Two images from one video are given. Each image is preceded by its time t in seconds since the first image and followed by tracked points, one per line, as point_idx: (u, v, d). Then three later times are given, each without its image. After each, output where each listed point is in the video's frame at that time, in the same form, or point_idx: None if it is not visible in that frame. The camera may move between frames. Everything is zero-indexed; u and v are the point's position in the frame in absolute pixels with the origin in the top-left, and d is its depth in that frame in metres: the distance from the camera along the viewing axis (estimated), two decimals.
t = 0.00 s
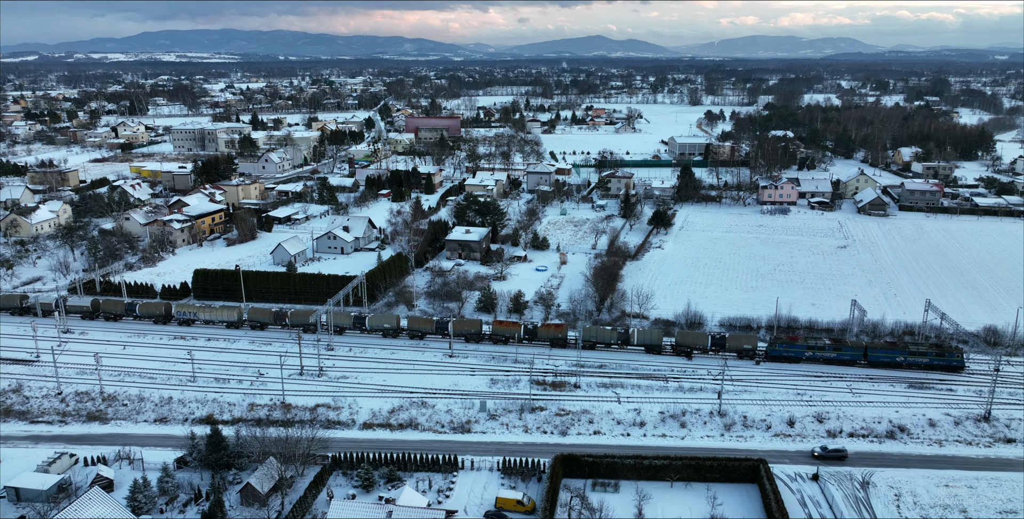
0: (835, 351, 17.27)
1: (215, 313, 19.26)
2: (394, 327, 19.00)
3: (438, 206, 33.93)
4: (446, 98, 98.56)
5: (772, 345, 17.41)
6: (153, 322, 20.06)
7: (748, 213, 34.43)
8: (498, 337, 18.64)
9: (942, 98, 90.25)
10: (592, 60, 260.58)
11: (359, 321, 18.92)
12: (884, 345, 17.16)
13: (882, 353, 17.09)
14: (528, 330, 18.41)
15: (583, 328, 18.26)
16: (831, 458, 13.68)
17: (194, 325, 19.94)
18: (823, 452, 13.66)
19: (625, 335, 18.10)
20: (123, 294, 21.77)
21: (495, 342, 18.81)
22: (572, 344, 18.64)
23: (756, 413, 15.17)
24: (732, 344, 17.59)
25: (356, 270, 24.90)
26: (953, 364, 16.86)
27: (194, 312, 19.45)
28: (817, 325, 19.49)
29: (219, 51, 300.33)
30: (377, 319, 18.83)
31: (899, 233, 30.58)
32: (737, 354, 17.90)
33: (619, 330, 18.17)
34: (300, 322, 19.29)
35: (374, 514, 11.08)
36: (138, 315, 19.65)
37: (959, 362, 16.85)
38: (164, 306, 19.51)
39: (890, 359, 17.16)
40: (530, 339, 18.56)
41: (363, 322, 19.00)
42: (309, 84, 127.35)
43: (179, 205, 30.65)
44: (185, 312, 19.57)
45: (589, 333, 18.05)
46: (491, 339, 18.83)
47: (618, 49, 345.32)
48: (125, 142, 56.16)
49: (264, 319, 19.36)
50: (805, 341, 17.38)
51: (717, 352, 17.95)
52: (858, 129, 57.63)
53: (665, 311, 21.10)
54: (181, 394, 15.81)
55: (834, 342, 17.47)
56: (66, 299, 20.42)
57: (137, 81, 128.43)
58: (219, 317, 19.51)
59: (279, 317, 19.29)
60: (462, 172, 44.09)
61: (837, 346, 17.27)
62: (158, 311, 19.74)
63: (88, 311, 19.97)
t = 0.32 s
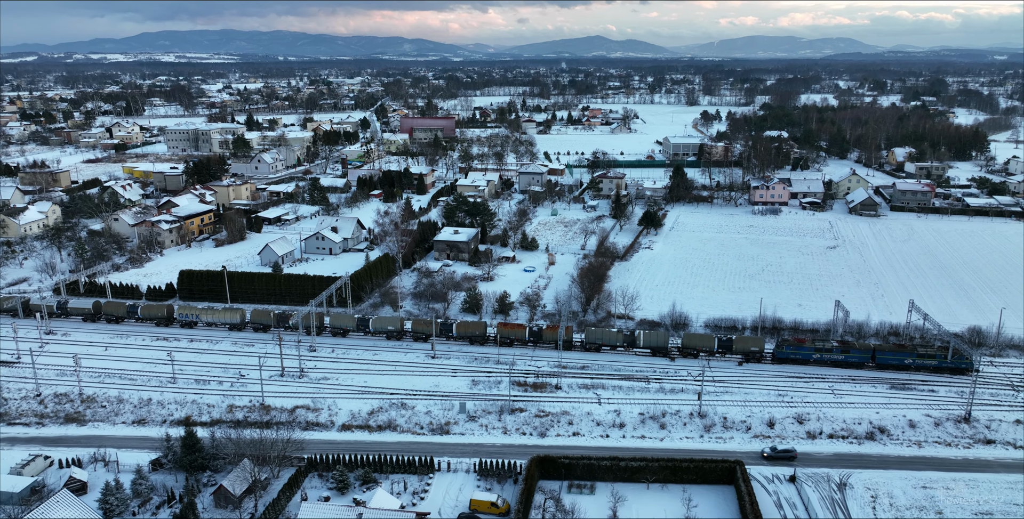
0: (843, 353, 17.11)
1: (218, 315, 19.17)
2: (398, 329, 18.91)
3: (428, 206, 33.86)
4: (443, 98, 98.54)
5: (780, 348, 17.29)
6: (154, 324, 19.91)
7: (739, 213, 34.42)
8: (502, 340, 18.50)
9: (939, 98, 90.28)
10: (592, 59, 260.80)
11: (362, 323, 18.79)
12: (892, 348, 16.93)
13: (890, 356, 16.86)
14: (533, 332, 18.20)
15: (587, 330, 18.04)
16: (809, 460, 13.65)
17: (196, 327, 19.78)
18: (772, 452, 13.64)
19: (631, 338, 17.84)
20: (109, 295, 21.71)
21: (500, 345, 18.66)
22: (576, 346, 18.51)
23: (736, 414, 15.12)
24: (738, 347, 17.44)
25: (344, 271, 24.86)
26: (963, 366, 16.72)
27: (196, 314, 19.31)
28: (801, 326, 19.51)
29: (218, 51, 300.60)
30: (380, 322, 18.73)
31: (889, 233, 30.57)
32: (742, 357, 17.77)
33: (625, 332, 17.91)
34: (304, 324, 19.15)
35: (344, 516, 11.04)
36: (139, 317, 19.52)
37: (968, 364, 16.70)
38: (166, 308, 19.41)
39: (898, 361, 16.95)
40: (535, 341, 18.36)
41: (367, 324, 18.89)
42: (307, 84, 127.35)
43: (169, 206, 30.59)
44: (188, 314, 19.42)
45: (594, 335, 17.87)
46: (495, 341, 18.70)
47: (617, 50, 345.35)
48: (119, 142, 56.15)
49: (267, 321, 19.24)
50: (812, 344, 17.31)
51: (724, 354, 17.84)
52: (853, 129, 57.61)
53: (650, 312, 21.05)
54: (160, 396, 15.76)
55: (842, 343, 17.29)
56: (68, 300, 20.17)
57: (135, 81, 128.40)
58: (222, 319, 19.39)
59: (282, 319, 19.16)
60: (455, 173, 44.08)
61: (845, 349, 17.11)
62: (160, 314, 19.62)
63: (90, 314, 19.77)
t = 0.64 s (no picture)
0: (852, 355, 16.93)
1: (221, 317, 19.07)
2: (403, 331, 18.85)
3: (418, 207, 33.75)
4: (440, 98, 98.46)
5: (787, 350, 17.21)
6: (156, 326, 19.82)
7: (730, 214, 34.40)
8: (508, 341, 18.31)
9: (936, 98, 90.28)
10: (592, 60, 260.81)
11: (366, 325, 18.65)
12: (900, 350, 16.86)
13: (899, 358, 16.77)
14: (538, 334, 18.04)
15: (593, 331, 17.89)
16: (788, 461, 13.60)
17: (199, 329, 19.66)
18: (721, 453, 13.61)
19: (638, 340, 17.78)
20: (93, 295, 21.65)
21: (505, 346, 18.48)
22: (581, 349, 18.36)
23: (716, 415, 15.07)
24: (746, 349, 17.29)
25: (331, 271, 24.78)
26: (972, 368, 16.40)
27: (199, 316, 19.20)
28: (786, 326, 19.51)
29: (218, 51, 300.68)
30: (384, 323, 18.57)
31: (880, 234, 30.53)
32: (750, 359, 17.66)
33: (632, 334, 17.82)
34: (308, 326, 19.03)
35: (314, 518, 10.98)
36: (142, 319, 19.46)
37: (977, 367, 16.41)
38: (168, 310, 19.29)
39: (907, 364, 16.85)
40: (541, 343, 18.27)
41: (370, 326, 18.76)
42: (305, 84, 127.18)
43: (158, 207, 30.52)
44: (191, 316, 19.32)
45: (600, 337, 17.72)
46: (500, 343, 18.53)
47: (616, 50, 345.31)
48: (113, 143, 56.08)
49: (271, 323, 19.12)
50: (820, 345, 17.18)
51: (731, 357, 17.71)
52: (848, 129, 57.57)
53: (635, 312, 21.02)
54: (140, 397, 15.71)
55: (850, 345, 17.15)
56: (68, 302, 20.07)
57: (133, 82, 128.29)
58: (225, 321, 19.30)
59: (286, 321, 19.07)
60: (448, 173, 44.05)
61: (853, 351, 16.93)
62: (163, 315, 19.54)
63: (92, 315, 19.66)
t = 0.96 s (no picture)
0: (859, 358, 16.85)
1: (224, 319, 18.98)
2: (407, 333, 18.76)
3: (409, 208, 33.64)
4: (436, 98, 98.34)
5: (795, 352, 17.13)
6: (158, 328, 19.66)
7: (721, 214, 34.34)
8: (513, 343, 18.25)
9: (933, 98, 90.20)
10: (592, 60, 261.11)
11: (370, 327, 18.55)
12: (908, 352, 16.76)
13: (907, 361, 16.71)
14: (543, 336, 18.01)
15: (599, 334, 17.83)
16: (765, 462, 13.57)
17: (201, 331, 19.57)
18: (669, 454, 13.36)
19: (644, 342, 17.65)
20: (77, 295, 21.66)
21: (510, 349, 18.47)
22: (587, 351, 18.28)
23: (695, 416, 15.05)
24: (752, 351, 17.19)
25: (318, 271, 24.71)
26: (981, 370, 16.45)
27: (202, 318, 19.09)
28: (771, 327, 19.50)
29: (217, 51, 300.88)
30: (388, 325, 18.48)
31: (870, 234, 30.52)
32: (757, 360, 17.53)
33: (638, 336, 17.69)
34: (311, 327, 18.91)
35: None
36: (144, 321, 19.30)
37: (986, 368, 16.45)
38: (171, 312, 19.16)
39: (916, 366, 16.77)
40: (546, 345, 18.11)
41: (374, 328, 18.64)
42: (302, 85, 126.98)
43: (148, 207, 30.47)
44: (194, 318, 19.22)
45: (606, 339, 17.64)
46: (506, 345, 18.45)
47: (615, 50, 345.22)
48: (107, 143, 55.96)
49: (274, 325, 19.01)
50: (827, 348, 17.05)
51: (737, 358, 17.56)
52: (842, 129, 57.54)
53: (620, 313, 20.97)
54: (119, 398, 15.67)
55: (858, 348, 17.05)
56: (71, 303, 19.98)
57: (130, 82, 128.01)
58: (228, 323, 19.18)
59: (289, 323, 18.92)
60: (441, 173, 44.00)
61: (861, 353, 16.83)
62: (165, 317, 19.39)
63: (94, 317, 19.53)
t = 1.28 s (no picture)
0: (867, 360, 16.80)
1: (227, 321, 18.87)
2: (411, 335, 18.61)
3: (399, 208, 33.56)
4: (433, 98, 98.30)
5: (802, 355, 16.95)
6: (161, 330, 19.60)
7: (712, 215, 34.31)
8: (518, 346, 18.11)
9: (930, 98, 90.24)
10: (592, 60, 261.25)
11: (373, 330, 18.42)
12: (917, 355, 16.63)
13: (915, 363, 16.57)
14: (549, 339, 17.88)
15: (605, 336, 17.71)
16: (743, 464, 13.53)
17: (204, 332, 19.56)
18: (618, 454, 13.35)
19: (650, 345, 17.56)
20: (61, 296, 21.63)
21: (514, 352, 18.27)
22: (593, 354, 18.12)
23: (675, 417, 15.02)
24: (759, 354, 17.07)
25: (306, 272, 24.66)
26: (989, 373, 16.39)
27: (204, 320, 19.08)
28: (756, 328, 19.46)
29: (216, 52, 301.04)
30: (393, 328, 18.41)
31: (860, 235, 30.50)
32: (763, 363, 17.43)
33: (644, 339, 17.62)
34: (314, 330, 18.80)
35: None
36: (147, 323, 19.25)
37: (995, 371, 16.40)
38: (173, 314, 19.10)
39: (924, 369, 16.62)
40: (551, 347, 18.03)
41: (378, 331, 18.50)
42: (299, 86, 126.82)
43: (137, 208, 30.45)
44: (196, 320, 19.18)
45: (612, 341, 17.54)
46: (510, 348, 18.31)
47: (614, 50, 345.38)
48: (101, 143, 55.87)
49: (277, 327, 18.89)
50: (835, 350, 16.94)
51: (744, 361, 17.47)
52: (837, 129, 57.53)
53: (605, 314, 20.95)
54: (98, 399, 15.63)
55: (865, 351, 16.99)
56: (73, 306, 19.93)
57: (128, 82, 127.73)
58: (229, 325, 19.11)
59: (292, 325, 18.80)
60: (434, 174, 44.00)
61: (869, 355, 16.80)
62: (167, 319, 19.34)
63: (97, 319, 19.52)
